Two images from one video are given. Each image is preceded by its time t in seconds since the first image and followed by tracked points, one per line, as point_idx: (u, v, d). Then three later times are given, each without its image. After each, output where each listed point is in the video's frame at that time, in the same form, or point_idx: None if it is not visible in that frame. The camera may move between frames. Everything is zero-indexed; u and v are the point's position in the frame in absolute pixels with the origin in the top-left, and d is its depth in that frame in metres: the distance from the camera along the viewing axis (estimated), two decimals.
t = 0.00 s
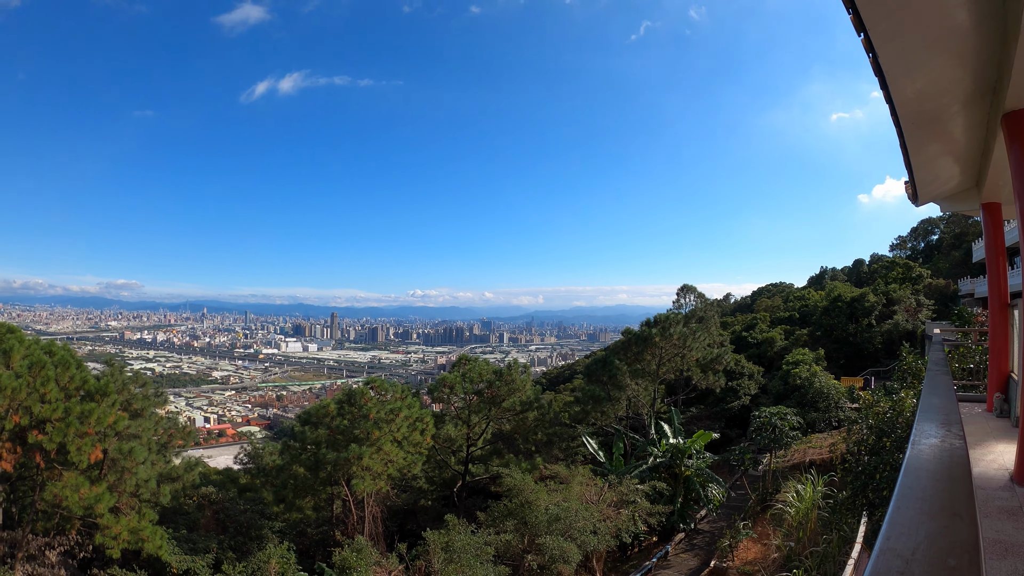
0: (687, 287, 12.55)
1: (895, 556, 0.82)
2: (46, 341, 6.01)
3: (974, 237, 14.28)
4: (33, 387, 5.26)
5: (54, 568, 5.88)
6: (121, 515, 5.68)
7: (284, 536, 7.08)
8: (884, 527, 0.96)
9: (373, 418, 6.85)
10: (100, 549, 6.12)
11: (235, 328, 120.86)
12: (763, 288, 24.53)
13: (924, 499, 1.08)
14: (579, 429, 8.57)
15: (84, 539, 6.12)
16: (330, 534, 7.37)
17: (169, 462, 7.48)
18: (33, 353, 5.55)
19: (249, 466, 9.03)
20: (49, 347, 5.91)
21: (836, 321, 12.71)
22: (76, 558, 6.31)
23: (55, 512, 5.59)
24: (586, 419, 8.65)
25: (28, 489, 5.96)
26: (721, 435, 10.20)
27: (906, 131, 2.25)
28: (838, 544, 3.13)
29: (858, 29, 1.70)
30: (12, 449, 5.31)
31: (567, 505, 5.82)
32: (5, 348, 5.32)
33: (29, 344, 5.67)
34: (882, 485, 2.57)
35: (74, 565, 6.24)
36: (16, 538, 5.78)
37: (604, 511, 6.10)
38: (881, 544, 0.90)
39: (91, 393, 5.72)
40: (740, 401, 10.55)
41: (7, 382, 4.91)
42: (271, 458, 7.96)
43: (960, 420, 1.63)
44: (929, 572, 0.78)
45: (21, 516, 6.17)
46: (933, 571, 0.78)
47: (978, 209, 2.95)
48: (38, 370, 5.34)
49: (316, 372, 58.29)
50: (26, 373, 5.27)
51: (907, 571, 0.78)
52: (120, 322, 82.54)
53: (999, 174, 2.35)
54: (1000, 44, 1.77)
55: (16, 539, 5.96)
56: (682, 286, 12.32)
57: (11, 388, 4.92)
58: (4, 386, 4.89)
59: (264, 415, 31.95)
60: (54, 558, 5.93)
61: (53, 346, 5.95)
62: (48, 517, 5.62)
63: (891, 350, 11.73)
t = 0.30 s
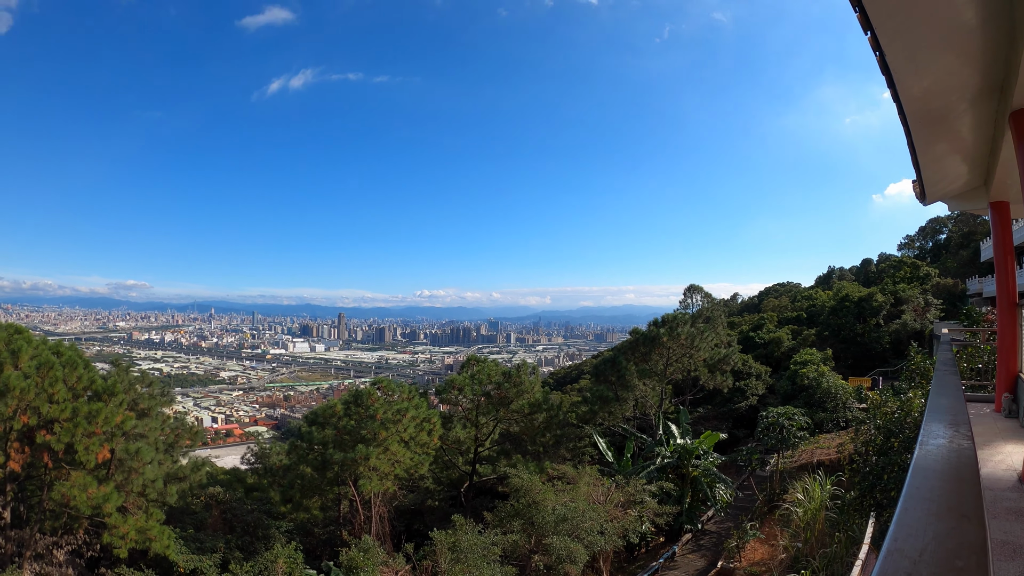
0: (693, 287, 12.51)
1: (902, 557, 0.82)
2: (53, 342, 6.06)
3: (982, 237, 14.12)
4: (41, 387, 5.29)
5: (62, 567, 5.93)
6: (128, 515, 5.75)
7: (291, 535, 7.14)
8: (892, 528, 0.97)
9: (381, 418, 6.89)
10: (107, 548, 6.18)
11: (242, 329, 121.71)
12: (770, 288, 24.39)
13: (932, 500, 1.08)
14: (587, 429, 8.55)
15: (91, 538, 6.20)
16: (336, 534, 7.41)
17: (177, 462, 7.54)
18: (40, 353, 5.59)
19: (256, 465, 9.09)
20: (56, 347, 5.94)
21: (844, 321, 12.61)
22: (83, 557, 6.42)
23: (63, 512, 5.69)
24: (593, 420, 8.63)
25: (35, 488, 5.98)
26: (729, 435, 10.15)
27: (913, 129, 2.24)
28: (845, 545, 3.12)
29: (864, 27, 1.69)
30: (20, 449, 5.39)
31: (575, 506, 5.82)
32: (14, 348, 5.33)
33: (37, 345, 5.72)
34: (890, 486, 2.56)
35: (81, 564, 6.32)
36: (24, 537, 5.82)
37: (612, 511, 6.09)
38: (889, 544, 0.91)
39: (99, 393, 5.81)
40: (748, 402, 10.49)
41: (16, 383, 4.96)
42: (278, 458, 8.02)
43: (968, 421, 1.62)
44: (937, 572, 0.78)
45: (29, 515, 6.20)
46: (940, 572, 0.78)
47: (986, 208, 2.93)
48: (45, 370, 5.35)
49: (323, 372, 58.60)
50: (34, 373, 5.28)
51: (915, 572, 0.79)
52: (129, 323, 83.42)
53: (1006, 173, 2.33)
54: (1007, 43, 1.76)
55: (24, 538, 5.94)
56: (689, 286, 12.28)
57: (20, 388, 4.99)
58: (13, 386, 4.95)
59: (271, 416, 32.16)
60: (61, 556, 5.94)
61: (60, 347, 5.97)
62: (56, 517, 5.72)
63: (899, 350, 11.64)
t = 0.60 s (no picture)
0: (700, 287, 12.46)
1: (910, 559, 0.83)
2: (63, 342, 6.15)
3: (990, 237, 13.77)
4: (50, 387, 5.33)
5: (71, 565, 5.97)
6: (136, 514, 5.81)
7: (298, 535, 7.19)
8: (900, 529, 0.97)
9: (388, 418, 6.93)
10: (115, 547, 6.29)
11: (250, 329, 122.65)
12: (778, 288, 24.28)
13: (940, 501, 1.08)
14: (594, 430, 8.54)
15: (100, 537, 6.28)
16: (343, 534, 7.46)
17: (184, 461, 7.62)
18: (50, 353, 5.66)
19: (264, 465, 9.17)
20: (65, 347, 6.04)
21: (852, 322, 12.52)
22: (91, 556, 6.49)
23: (71, 511, 5.82)
24: (600, 420, 8.61)
25: (43, 487, 6.13)
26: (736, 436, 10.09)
27: (921, 128, 2.23)
28: (853, 546, 3.10)
29: (872, 25, 1.69)
30: (30, 449, 5.56)
31: (581, 506, 5.82)
32: (23, 348, 5.37)
33: (47, 345, 5.79)
34: (898, 487, 2.54)
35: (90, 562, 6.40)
36: (32, 536, 5.90)
37: (618, 512, 6.09)
38: (896, 545, 0.91)
39: (108, 393, 5.94)
40: (755, 402, 10.44)
41: (26, 383, 4.98)
42: (286, 458, 8.08)
43: (976, 422, 1.61)
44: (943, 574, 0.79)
45: (37, 513, 6.29)
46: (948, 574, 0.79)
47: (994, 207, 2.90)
48: (54, 371, 5.36)
49: (331, 372, 58.92)
50: (43, 374, 5.29)
51: (922, 573, 0.79)
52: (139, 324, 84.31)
53: (1015, 172, 2.32)
54: (1015, 42, 1.75)
55: (32, 536, 6.00)
56: (696, 287, 12.25)
57: (29, 388, 5.01)
58: (22, 387, 4.97)
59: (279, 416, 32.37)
60: (70, 555, 6.01)
61: (69, 347, 6.06)
62: (63, 516, 5.89)
63: (907, 351, 11.52)
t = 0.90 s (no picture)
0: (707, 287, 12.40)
1: (918, 560, 0.83)
2: (71, 342, 6.23)
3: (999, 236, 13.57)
4: (58, 387, 5.45)
5: (78, 564, 6.04)
6: (144, 513, 5.89)
7: (305, 534, 7.24)
8: (907, 530, 0.97)
9: (396, 418, 6.95)
10: (123, 546, 6.35)
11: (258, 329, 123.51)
12: (786, 288, 24.12)
13: (947, 502, 1.08)
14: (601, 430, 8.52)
15: (108, 536, 6.36)
16: (351, 533, 7.52)
17: (193, 461, 7.69)
18: (58, 353, 5.74)
19: (271, 465, 9.23)
20: (73, 348, 6.11)
21: (859, 321, 12.42)
22: (99, 555, 6.60)
23: (79, 510, 5.89)
24: (608, 420, 8.59)
25: (52, 485, 6.13)
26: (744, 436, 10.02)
27: (928, 126, 2.21)
28: (861, 546, 3.09)
29: (879, 23, 1.68)
30: (38, 448, 5.56)
31: (588, 506, 5.81)
32: (31, 349, 5.53)
33: (55, 345, 5.83)
34: (906, 488, 2.53)
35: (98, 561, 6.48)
36: (40, 534, 5.98)
37: (626, 512, 6.08)
38: (904, 546, 0.91)
39: (116, 393, 5.96)
40: (763, 402, 10.38)
41: (33, 383, 5.12)
42: (293, 458, 8.14)
43: (985, 422, 1.61)
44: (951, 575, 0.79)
45: (45, 513, 6.29)
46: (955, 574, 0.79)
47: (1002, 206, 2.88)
48: (62, 371, 5.51)
49: (338, 372, 59.21)
50: (51, 373, 5.45)
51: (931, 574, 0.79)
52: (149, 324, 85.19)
53: None
54: None
55: (40, 535, 6.07)
56: (704, 286, 12.18)
57: (35, 388, 5.13)
58: (29, 387, 5.10)
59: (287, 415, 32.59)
60: (77, 554, 6.04)
61: (77, 347, 6.16)
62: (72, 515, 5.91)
63: (915, 350, 11.41)
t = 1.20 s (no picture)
0: (714, 286, 12.34)
1: (924, 560, 0.83)
2: (81, 342, 6.29)
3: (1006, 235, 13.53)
4: (67, 386, 5.48)
5: (86, 562, 6.16)
6: (152, 512, 5.96)
7: (312, 534, 7.29)
8: (916, 532, 0.98)
9: (403, 418, 6.98)
10: (130, 545, 6.42)
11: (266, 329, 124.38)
12: (792, 287, 24.00)
13: (955, 502, 1.08)
14: (609, 429, 8.51)
15: (115, 535, 6.44)
16: (358, 533, 7.59)
17: (200, 461, 7.77)
18: (67, 353, 5.82)
19: (278, 464, 9.29)
20: (82, 348, 6.16)
21: (867, 321, 12.34)
22: (107, 553, 6.70)
23: (87, 509, 5.94)
24: (615, 420, 8.58)
25: (60, 485, 6.26)
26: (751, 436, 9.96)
27: (936, 124, 2.20)
28: (868, 547, 3.07)
29: (886, 21, 1.67)
30: (47, 447, 5.67)
31: (595, 506, 5.81)
32: (40, 349, 5.62)
33: (64, 345, 5.93)
34: (913, 488, 2.52)
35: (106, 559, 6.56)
36: (48, 533, 6.10)
37: (633, 511, 6.08)
38: (912, 547, 0.91)
39: (124, 393, 6.06)
40: (770, 402, 10.33)
41: (42, 382, 5.18)
42: (300, 457, 8.19)
43: (993, 422, 1.60)
44: None
45: (53, 511, 6.36)
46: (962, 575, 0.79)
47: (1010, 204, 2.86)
48: (71, 370, 5.54)
49: (344, 372, 59.50)
50: (60, 373, 5.50)
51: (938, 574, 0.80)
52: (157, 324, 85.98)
53: None
54: None
55: (48, 534, 6.14)
56: (711, 286, 12.13)
57: (45, 387, 5.19)
58: (38, 386, 5.17)
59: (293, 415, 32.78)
60: (85, 552, 6.17)
61: (86, 347, 6.19)
62: (80, 513, 5.98)
63: (924, 350, 11.36)
